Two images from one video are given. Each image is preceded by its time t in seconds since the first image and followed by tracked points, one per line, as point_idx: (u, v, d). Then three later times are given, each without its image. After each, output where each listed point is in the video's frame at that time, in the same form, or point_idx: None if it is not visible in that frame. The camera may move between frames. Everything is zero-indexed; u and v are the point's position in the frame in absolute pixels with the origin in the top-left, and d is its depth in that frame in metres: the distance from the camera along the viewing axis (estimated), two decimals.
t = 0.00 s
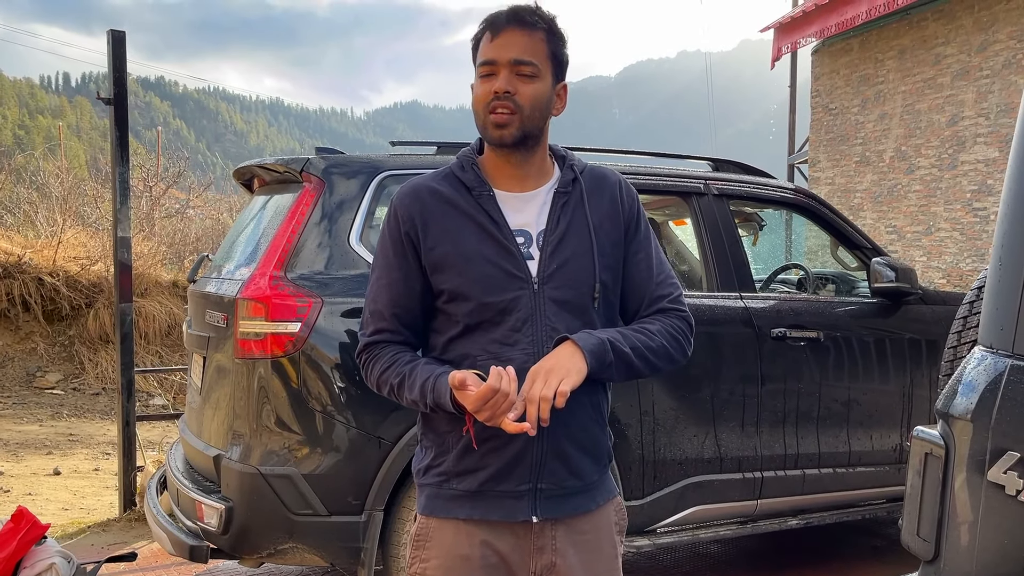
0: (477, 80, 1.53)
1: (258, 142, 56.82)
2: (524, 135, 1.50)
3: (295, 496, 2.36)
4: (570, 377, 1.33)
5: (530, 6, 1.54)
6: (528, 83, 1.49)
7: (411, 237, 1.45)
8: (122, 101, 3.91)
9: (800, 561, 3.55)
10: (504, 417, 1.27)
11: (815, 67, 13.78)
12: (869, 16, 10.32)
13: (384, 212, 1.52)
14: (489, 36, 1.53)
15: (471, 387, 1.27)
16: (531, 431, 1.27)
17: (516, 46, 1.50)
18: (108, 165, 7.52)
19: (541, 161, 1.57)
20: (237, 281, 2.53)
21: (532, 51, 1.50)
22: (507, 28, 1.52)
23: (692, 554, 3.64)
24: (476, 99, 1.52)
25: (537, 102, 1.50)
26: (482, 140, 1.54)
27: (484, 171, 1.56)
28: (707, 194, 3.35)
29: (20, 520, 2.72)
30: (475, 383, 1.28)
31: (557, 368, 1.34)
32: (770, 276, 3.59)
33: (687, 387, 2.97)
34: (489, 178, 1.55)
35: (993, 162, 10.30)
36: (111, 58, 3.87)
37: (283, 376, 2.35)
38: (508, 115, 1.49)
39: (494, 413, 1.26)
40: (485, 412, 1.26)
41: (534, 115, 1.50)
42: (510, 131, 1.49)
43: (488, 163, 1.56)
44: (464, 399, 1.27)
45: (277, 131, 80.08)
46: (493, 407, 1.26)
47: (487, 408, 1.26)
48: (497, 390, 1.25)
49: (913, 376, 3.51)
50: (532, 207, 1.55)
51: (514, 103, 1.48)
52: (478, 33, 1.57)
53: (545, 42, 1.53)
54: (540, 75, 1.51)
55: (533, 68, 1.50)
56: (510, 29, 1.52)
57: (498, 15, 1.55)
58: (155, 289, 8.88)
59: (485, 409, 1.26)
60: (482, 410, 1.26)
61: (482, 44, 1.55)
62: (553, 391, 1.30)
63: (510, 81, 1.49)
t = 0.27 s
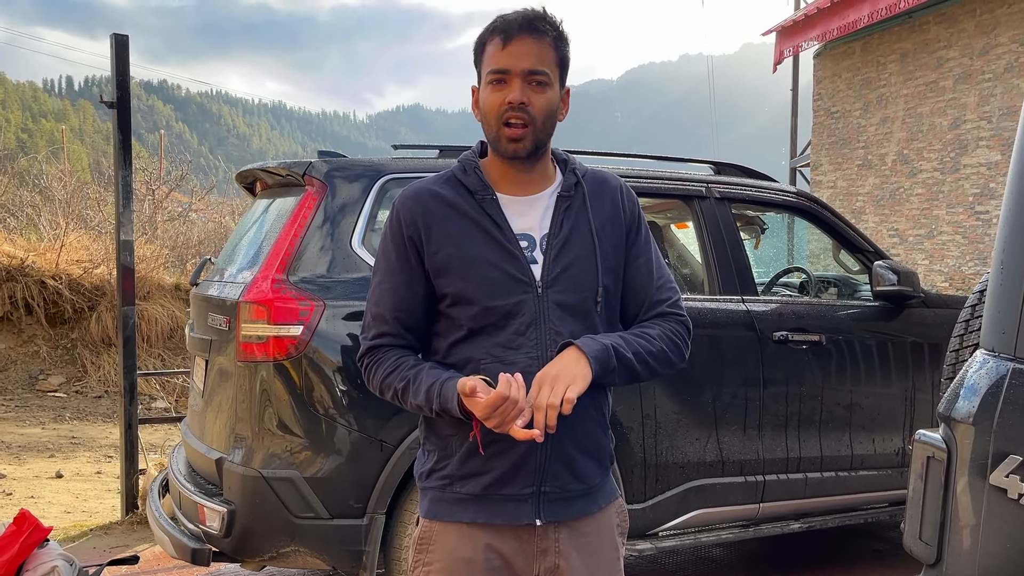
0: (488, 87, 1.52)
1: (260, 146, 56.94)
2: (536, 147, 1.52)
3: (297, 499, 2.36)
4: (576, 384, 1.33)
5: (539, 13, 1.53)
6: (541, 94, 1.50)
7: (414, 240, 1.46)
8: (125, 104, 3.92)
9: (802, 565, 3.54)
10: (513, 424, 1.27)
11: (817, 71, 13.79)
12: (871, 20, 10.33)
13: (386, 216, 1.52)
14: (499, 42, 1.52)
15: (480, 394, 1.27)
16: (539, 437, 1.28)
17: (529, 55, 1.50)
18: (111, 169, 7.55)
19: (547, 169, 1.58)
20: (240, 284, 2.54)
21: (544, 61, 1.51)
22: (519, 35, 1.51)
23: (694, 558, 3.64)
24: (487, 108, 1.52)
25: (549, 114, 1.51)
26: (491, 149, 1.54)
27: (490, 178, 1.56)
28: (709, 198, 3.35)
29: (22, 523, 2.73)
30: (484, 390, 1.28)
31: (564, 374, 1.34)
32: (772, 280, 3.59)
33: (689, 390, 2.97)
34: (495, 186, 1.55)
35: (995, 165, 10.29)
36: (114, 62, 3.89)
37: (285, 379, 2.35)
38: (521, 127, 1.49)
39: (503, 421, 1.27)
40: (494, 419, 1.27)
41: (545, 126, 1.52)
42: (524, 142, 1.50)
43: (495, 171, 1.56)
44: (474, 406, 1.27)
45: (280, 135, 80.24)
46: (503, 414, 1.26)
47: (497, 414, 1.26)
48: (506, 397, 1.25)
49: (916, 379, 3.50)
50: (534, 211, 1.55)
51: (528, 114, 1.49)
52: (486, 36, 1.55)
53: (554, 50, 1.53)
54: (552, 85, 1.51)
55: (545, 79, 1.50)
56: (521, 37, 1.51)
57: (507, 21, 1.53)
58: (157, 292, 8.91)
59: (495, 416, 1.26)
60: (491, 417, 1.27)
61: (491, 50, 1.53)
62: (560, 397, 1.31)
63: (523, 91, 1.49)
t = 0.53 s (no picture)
0: (491, 89, 1.52)
1: (262, 149, 57.05)
2: (540, 148, 1.52)
3: (299, 502, 2.36)
4: (585, 388, 1.33)
5: (540, 14, 1.54)
6: (546, 94, 1.50)
7: (417, 244, 1.46)
8: (128, 107, 3.93)
9: (805, 568, 3.53)
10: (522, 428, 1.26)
11: (820, 74, 13.80)
12: (873, 23, 10.33)
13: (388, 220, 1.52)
14: (501, 44, 1.52)
15: (489, 399, 1.26)
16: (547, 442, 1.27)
17: (532, 56, 1.50)
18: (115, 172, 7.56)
19: (549, 170, 1.58)
20: (242, 287, 2.54)
21: (547, 62, 1.51)
22: (522, 37, 1.52)
23: (696, 562, 3.63)
24: (491, 110, 1.51)
25: (553, 115, 1.51)
26: (495, 149, 1.53)
27: (493, 180, 1.56)
28: (711, 201, 3.35)
29: (25, 526, 2.73)
30: (493, 395, 1.27)
31: (571, 378, 1.34)
32: (774, 283, 3.59)
33: (692, 393, 2.97)
34: (497, 187, 1.55)
35: (998, 168, 10.28)
36: (117, 65, 3.89)
37: (288, 382, 2.35)
38: (526, 127, 1.49)
39: (513, 426, 1.26)
40: (504, 424, 1.25)
41: (550, 127, 1.52)
42: (528, 143, 1.50)
43: (498, 172, 1.56)
44: (482, 410, 1.26)
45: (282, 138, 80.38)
46: (512, 419, 1.25)
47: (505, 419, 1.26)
48: (517, 402, 1.24)
49: (918, 383, 3.49)
50: (537, 214, 1.55)
51: (533, 115, 1.49)
52: (488, 38, 1.55)
53: (556, 52, 1.54)
54: (555, 87, 1.52)
55: (549, 79, 1.51)
56: (524, 39, 1.51)
57: (509, 23, 1.54)
58: (159, 295, 8.92)
59: (504, 421, 1.25)
60: (501, 421, 1.26)
61: (494, 51, 1.53)
62: (569, 402, 1.31)
63: (528, 92, 1.49)
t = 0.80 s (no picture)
0: (495, 94, 1.52)
1: (265, 152, 57.18)
2: (543, 154, 1.52)
3: (301, 505, 2.36)
4: (589, 380, 1.34)
5: (544, 22, 1.55)
6: (550, 101, 1.51)
7: (418, 246, 1.46)
8: (131, 111, 3.95)
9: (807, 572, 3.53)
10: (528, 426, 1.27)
11: (822, 78, 13.81)
12: (875, 27, 10.34)
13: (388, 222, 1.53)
14: (507, 50, 1.52)
15: (495, 397, 1.26)
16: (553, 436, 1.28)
17: (537, 63, 1.51)
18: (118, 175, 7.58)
19: (549, 176, 1.59)
20: (244, 290, 2.55)
21: (551, 69, 1.52)
22: (527, 44, 1.52)
23: (698, 565, 3.62)
24: (495, 115, 1.51)
25: (556, 122, 1.52)
26: (497, 155, 1.54)
27: (494, 184, 1.56)
28: (713, 204, 3.35)
29: (28, 529, 2.73)
30: (499, 394, 1.27)
31: (574, 372, 1.34)
32: (776, 286, 3.59)
33: (694, 396, 2.97)
34: (498, 191, 1.55)
35: (1000, 172, 10.26)
36: (121, 68, 3.91)
37: (290, 385, 2.36)
38: (529, 133, 1.50)
39: (519, 424, 1.26)
40: (511, 422, 1.26)
41: (553, 134, 1.52)
42: (532, 149, 1.50)
43: (499, 177, 1.57)
44: (488, 409, 1.26)
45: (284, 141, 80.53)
46: (520, 418, 1.25)
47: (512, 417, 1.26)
48: (523, 400, 1.24)
49: (920, 386, 3.49)
50: (539, 216, 1.56)
51: (537, 121, 1.49)
52: (493, 43, 1.56)
53: (559, 59, 1.55)
54: (558, 94, 1.53)
55: (552, 87, 1.52)
56: (529, 46, 1.52)
57: (514, 29, 1.54)
58: (162, 298, 8.94)
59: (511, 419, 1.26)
60: (507, 421, 1.26)
61: (498, 58, 1.53)
62: (573, 391, 1.31)
63: (532, 98, 1.49)
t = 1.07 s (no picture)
0: (498, 99, 1.53)
1: (267, 155, 57.28)
2: (544, 159, 1.54)
3: (302, 507, 2.37)
4: (589, 378, 1.35)
5: (549, 29, 1.56)
6: (552, 108, 1.52)
7: (418, 247, 1.47)
8: (133, 114, 3.96)
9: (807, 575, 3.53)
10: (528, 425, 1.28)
11: (822, 81, 13.83)
12: (875, 31, 10.35)
13: (388, 222, 1.53)
14: (511, 55, 1.53)
15: (495, 395, 1.27)
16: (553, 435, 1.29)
17: (542, 70, 1.52)
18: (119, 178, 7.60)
19: (549, 180, 1.60)
20: (245, 293, 2.56)
21: (555, 76, 1.53)
22: (532, 50, 1.53)
23: (699, 568, 3.62)
24: (497, 119, 1.52)
25: (558, 128, 1.53)
26: (498, 159, 1.54)
27: (494, 187, 1.57)
28: (713, 207, 3.36)
29: (29, 531, 2.74)
30: (499, 392, 1.28)
31: (574, 371, 1.35)
32: (776, 289, 3.60)
33: (694, 399, 2.97)
34: (498, 194, 1.56)
35: (1000, 175, 10.26)
36: (123, 72, 3.92)
37: (291, 387, 2.36)
38: (531, 139, 1.51)
39: (520, 423, 1.27)
40: (512, 421, 1.26)
41: (554, 140, 1.54)
42: (534, 154, 1.51)
43: (498, 179, 1.57)
44: (489, 408, 1.27)
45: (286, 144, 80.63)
46: (521, 416, 1.26)
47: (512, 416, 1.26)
48: (524, 398, 1.25)
49: (921, 389, 3.50)
50: (539, 217, 1.57)
51: (539, 128, 1.51)
52: (498, 47, 1.56)
53: (563, 66, 1.56)
54: (560, 101, 1.54)
55: (555, 94, 1.53)
56: (534, 52, 1.53)
57: (519, 35, 1.55)
58: (163, 300, 8.97)
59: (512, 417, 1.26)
60: (508, 419, 1.26)
61: (502, 62, 1.54)
62: (574, 389, 1.32)
63: (536, 104, 1.51)
